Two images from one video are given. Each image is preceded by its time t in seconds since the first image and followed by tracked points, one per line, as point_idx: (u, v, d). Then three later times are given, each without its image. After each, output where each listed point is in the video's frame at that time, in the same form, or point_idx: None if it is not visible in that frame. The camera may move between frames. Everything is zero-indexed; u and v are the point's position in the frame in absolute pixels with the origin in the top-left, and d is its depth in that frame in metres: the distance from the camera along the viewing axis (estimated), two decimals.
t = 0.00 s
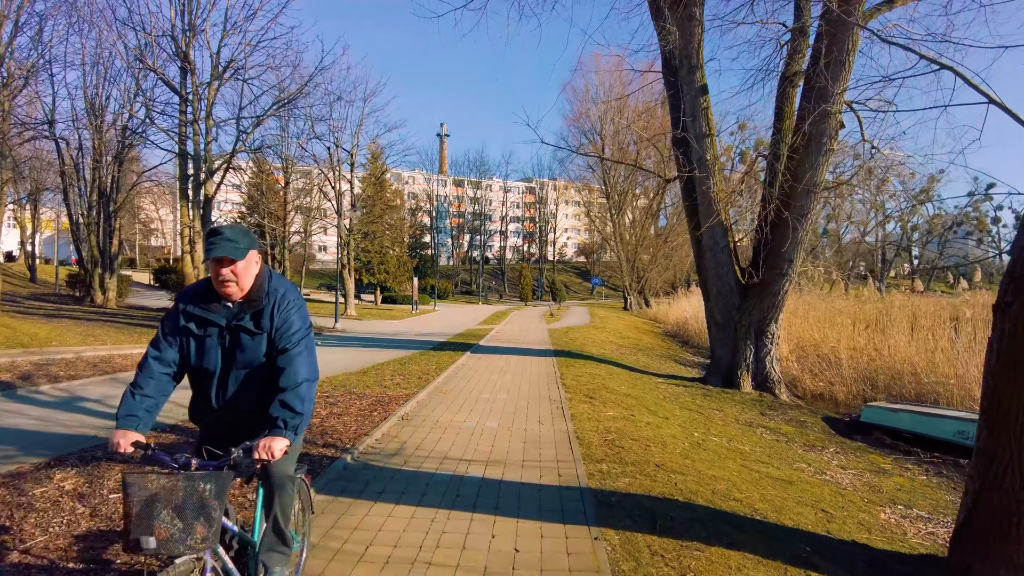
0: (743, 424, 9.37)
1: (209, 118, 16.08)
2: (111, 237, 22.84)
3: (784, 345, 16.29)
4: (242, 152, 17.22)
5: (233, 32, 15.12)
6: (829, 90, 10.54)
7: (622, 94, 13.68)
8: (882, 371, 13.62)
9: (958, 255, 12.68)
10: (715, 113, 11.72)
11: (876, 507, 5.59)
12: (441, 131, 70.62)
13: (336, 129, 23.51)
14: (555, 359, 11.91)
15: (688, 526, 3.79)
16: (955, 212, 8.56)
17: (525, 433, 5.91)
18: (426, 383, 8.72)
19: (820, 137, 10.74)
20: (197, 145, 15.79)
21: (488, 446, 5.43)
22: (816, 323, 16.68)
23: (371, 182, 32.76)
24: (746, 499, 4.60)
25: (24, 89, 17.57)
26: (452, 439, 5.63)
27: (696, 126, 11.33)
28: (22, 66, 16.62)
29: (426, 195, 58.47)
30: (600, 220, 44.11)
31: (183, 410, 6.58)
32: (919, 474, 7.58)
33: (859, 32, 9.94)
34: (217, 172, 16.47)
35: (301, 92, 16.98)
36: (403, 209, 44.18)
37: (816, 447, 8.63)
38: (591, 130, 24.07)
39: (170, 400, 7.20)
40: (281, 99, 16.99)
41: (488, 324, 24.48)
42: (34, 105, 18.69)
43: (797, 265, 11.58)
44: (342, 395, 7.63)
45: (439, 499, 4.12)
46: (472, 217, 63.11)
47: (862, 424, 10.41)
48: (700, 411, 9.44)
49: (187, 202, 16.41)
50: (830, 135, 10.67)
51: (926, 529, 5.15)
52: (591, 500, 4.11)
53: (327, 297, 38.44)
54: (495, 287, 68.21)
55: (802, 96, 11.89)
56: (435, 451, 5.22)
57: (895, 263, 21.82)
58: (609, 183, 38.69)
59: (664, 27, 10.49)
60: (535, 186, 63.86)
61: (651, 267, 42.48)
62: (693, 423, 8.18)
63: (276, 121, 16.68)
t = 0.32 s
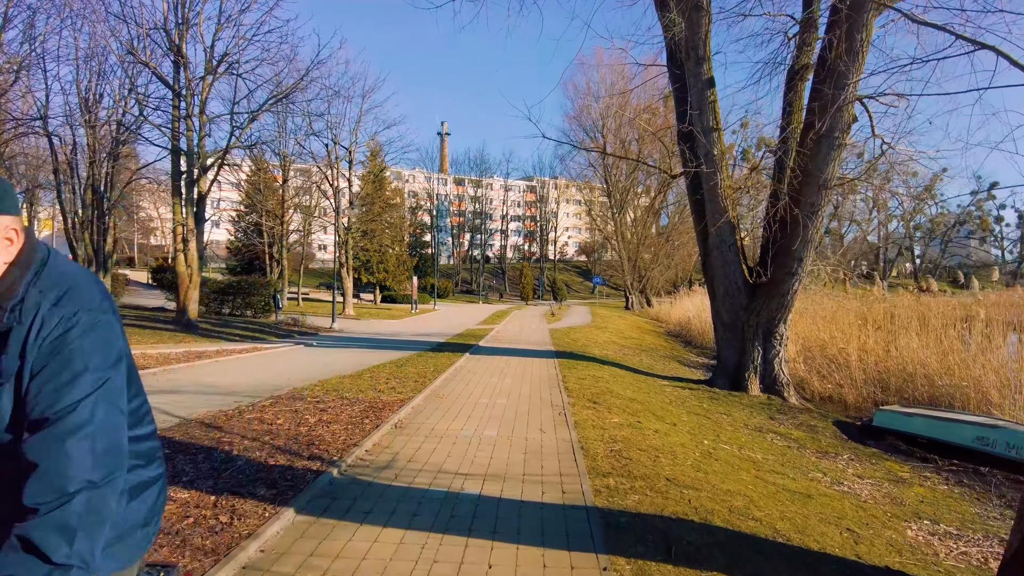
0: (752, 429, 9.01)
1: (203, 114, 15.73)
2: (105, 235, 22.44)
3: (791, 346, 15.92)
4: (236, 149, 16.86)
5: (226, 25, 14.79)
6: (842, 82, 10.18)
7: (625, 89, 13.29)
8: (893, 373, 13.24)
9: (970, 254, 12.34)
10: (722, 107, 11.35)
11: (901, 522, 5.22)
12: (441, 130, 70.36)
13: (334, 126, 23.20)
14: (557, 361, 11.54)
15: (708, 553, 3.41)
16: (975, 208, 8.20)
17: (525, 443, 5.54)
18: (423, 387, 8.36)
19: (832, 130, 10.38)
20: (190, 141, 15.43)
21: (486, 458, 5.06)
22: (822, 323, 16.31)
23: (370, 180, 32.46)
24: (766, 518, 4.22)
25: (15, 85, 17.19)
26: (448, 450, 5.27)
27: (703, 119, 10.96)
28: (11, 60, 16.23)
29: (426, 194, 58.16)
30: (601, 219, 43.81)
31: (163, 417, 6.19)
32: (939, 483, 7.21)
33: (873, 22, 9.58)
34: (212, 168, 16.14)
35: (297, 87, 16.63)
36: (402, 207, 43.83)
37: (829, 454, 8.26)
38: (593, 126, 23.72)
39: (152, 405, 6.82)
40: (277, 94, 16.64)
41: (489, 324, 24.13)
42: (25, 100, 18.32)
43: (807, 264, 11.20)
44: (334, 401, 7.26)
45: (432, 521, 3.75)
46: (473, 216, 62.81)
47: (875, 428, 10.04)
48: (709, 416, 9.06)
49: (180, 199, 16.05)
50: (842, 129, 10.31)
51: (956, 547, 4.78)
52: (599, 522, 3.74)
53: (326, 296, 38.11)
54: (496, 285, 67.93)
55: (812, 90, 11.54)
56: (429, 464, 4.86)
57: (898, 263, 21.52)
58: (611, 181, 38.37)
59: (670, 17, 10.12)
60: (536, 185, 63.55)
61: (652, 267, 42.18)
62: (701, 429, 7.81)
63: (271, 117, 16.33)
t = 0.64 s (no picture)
0: (759, 431, 8.64)
1: (193, 108, 15.32)
2: (96, 233, 21.98)
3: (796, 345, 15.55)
4: (228, 143, 16.44)
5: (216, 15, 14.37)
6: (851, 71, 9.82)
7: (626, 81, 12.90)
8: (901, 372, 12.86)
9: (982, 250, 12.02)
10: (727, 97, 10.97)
11: (926, 535, 4.84)
12: (439, 128, 69.98)
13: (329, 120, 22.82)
14: (556, 360, 11.17)
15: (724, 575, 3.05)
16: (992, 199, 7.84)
17: (521, 449, 5.17)
18: (416, 388, 8.00)
19: (841, 121, 10.01)
20: (180, 135, 15.02)
21: (478, 466, 4.69)
22: (827, 321, 15.94)
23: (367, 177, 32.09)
24: (785, 532, 3.85)
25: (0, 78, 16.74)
26: (437, 457, 4.89)
27: (707, 110, 10.60)
28: None
29: (425, 192, 57.76)
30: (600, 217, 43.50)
31: (136, 420, 5.80)
32: (959, 489, 6.83)
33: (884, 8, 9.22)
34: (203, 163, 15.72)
35: (290, 80, 16.22)
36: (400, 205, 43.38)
37: (840, 458, 7.89)
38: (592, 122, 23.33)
39: (127, 407, 6.43)
40: (269, 87, 16.24)
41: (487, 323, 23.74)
42: (11, 94, 17.87)
43: (814, 260, 10.82)
44: (320, 403, 6.89)
45: (413, 540, 3.37)
46: (472, 214, 62.40)
47: (885, 430, 9.66)
48: (714, 418, 8.68)
49: (169, 195, 15.64)
50: (852, 120, 9.95)
51: (987, 563, 4.40)
52: (601, 540, 3.37)
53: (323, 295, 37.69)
54: (495, 284, 67.53)
55: (819, 80, 11.18)
56: (416, 473, 4.48)
57: (900, 260, 21.28)
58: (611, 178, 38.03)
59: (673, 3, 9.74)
60: (535, 183, 63.16)
61: (653, 266, 41.78)
62: (707, 433, 7.44)
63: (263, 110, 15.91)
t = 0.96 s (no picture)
0: (768, 441, 8.29)
1: (184, 106, 14.99)
2: (87, 234, 21.59)
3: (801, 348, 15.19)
4: (220, 143, 16.09)
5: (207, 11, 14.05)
6: (863, 66, 9.47)
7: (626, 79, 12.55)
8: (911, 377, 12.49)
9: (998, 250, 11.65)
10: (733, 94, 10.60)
11: (957, 562, 4.48)
12: (438, 128, 69.73)
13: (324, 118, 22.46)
14: (557, 366, 10.81)
15: None
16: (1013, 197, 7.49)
17: (519, 469, 4.81)
18: (410, 397, 7.63)
19: (852, 118, 9.64)
20: (170, 135, 14.66)
21: (473, 490, 4.33)
22: (833, 324, 15.58)
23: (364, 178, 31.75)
24: (811, 567, 3.48)
25: None
26: (429, 479, 4.53)
27: (713, 107, 10.24)
28: None
29: (424, 192, 57.46)
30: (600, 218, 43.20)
31: (108, 436, 5.42)
32: (982, 505, 6.47)
33: None
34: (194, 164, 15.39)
35: (283, 78, 15.89)
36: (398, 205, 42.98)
37: (854, 470, 7.53)
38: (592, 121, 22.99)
39: (101, 421, 6.05)
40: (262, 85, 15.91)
41: (485, 325, 23.37)
42: None
43: (824, 263, 10.45)
44: (307, 416, 6.52)
45: None
46: (471, 215, 62.01)
47: (897, 439, 9.30)
48: (722, 428, 8.31)
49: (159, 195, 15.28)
50: (863, 117, 9.59)
51: None
52: None
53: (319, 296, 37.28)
54: (494, 285, 67.14)
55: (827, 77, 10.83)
56: (405, 499, 4.12)
57: (905, 261, 20.94)
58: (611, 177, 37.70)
59: None
60: (534, 184, 62.74)
61: (653, 266, 41.42)
62: (716, 445, 7.09)
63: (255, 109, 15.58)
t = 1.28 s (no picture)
0: (782, 447, 7.91)
1: (178, 100, 14.63)
2: (80, 232, 21.15)
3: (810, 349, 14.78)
4: (214, 138, 15.71)
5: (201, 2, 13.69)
6: (880, 56, 9.10)
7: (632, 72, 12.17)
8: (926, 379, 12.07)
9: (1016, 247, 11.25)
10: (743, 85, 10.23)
11: None
12: (439, 128, 69.45)
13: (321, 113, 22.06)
14: (560, 368, 10.44)
15: None
16: None
17: (522, 481, 4.43)
18: (406, 400, 7.26)
19: (869, 109, 9.24)
20: (163, 130, 14.31)
21: (472, 505, 3.95)
22: (842, 323, 15.19)
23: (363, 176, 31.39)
24: None
25: None
26: (423, 493, 4.16)
27: (722, 99, 9.88)
28: None
29: (424, 192, 57.11)
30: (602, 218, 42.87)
31: (81, 442, 5.03)
32: (1014, 517, 6.07)
33: None
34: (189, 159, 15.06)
35: (280, 71, 15.53)
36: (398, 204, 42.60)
37: (875, 477, 7.13)
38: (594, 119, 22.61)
39: (76, 425, 5.66)
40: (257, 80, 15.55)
41: (486, 326, 22.99)
42: None
43: (838, 261, 10.05)
44: (297, 421, 6.14)
45: None
46: (471, 214, 61.66)
47: (915, 444, 8.89)
48: (734, 433, 7.94)
49: (152, 191, 14.91)
50: (880, 108, 9.19)
51: None
52: None
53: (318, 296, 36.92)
54: (494, 285, 66.79)
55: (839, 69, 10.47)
56: (397, 515, 3.75)
57: (912, 259, 20.59)
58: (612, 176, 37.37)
59: None
60: (535, 183, 62.35)
61: (655, 267, 41.04)
62: (729, 451, 6.72)
63: (250, 103, 15.21)
